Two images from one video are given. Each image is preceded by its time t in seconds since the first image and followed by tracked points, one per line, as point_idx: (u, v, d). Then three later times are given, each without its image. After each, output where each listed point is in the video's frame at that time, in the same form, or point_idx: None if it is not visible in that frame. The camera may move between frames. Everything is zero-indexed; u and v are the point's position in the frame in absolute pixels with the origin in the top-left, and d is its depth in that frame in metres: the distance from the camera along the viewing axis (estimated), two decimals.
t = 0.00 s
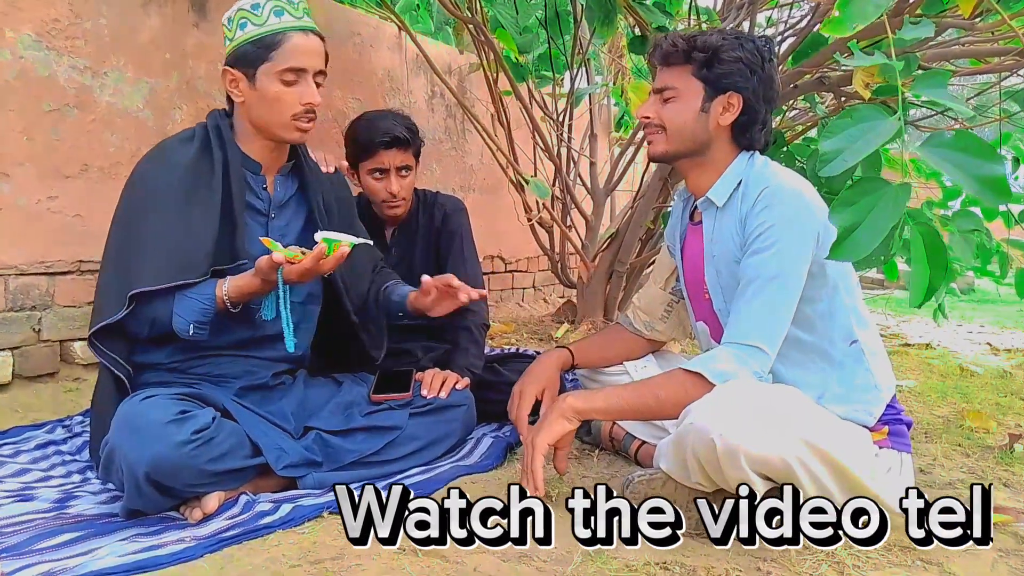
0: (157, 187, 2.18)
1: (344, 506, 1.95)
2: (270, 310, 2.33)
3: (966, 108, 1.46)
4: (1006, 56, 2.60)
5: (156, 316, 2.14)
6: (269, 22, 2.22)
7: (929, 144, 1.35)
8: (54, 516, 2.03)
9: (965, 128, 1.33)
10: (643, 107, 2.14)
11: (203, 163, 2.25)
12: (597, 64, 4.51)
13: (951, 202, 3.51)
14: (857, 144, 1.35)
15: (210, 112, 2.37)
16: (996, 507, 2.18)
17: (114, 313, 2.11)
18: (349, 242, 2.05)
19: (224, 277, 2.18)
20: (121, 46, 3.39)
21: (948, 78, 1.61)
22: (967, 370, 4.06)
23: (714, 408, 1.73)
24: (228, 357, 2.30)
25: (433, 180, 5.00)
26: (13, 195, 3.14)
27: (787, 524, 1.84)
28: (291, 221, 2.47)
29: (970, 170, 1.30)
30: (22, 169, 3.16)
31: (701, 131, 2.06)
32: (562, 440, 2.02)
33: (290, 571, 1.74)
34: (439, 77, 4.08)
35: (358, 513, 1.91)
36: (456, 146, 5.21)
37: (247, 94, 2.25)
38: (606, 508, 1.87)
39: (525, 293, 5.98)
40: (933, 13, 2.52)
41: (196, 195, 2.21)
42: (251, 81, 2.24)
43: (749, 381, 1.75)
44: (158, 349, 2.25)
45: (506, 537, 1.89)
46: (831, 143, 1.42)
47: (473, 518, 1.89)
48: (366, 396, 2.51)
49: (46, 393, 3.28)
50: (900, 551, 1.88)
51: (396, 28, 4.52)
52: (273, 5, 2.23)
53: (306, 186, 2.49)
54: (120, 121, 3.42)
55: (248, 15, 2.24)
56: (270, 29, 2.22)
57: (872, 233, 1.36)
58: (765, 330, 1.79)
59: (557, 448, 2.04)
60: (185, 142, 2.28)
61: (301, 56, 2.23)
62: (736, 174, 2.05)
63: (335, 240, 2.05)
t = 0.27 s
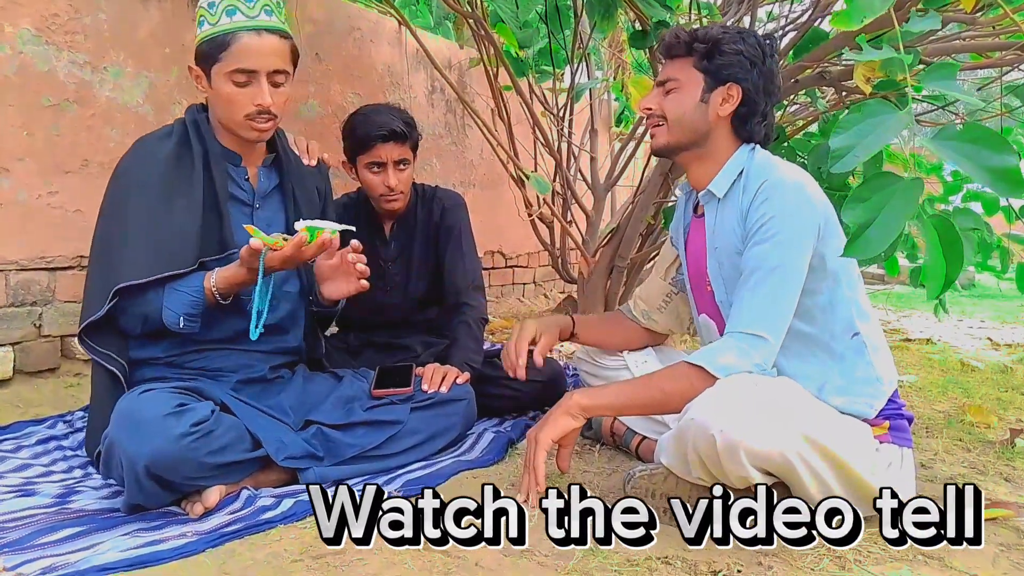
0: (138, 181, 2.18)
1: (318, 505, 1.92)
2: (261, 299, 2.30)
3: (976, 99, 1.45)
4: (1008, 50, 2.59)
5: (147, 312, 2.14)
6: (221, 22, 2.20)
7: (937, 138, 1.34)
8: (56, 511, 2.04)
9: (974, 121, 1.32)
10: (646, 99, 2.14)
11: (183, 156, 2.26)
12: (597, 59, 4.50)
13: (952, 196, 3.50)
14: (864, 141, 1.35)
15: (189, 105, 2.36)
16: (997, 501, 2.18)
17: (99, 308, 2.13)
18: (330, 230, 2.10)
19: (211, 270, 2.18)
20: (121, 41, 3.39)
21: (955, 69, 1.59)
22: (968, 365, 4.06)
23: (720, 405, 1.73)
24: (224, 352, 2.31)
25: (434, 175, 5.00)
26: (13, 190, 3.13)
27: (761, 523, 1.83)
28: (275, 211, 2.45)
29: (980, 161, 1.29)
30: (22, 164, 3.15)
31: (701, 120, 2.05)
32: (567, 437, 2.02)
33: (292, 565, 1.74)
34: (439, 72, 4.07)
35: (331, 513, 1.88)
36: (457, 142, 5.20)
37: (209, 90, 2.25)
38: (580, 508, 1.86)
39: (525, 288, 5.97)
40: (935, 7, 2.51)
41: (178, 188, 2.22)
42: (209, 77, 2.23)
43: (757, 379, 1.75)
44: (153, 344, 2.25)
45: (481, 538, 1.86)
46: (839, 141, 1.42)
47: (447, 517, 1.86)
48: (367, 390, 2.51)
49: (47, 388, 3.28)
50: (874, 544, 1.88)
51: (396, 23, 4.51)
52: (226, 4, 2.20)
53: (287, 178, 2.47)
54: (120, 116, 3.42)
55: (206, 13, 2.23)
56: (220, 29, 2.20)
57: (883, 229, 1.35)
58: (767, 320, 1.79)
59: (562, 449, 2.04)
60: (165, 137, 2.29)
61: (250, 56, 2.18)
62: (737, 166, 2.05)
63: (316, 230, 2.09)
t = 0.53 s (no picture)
0: (125, 182, 2.18)
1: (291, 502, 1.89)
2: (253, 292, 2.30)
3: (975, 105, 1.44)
4: (1007, 51, 2.60)
5: (142, 310, 2.13)
6: (194, 22, 2.16)
7: (937, 144, 1.33)
8: (52, 511, 2.03)
9: (974, 126, 1.31)
10: (640, 108, 2.15)
11: (169, 155, 2.26)
12: (595, 59, 4.49)
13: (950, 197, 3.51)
14: (864, 147, 1.34)
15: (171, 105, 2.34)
16: (995, 503, 2.18)
17: (90, 311, 2.13)
18: (318, 216, 2.06)
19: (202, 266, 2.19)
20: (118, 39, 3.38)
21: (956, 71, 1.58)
22: (965, 365, 4.07)
23: (718, 408, 1.72)
24: (221, 351, 2.30)
25: (432, 175, 5.00)
26: (9, 189, 3.12)
27: (736, 524, 1.83)
28: (263, 205, 2.45)
29: (980, 167, 1.28)
30: (19, 162, 3.14)
31: (691, 120, 2.05)
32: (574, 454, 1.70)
33: (289, 566, 1.73)
34: (437, 71, 4.06)
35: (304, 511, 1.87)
36: (455, 141, 5.20)
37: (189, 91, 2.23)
38: (555, 508, 1.80)
39: (523, 288, 5.97)
40: (934, 7, 2.51)
41: (165, 186, 2.21)
42: (188, 79, 2.20)
43: (757, 381, 1.75)
44: (149, 343, 2.24)
45: (455, 537, 1.86)
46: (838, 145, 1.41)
47: (421, 518, 1.86)
48: (364, 390, 2.51)
49: (44, 388, 3.27)
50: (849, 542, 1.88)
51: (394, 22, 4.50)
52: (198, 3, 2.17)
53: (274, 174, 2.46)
54: (117, 114, 3.41)
55: (180, 13, 2.20)
56: (193, 28, 2.16)
57: (881, 235, 1.35)
58: (794, 285, 1.70)
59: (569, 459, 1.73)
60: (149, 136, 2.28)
61: (224, 53, 2.15)
62: (733, 160, 2.05)
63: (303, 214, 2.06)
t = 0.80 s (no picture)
0: (124, 190, 2.17)
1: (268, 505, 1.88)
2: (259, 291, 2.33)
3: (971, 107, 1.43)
4: (1006, 52, 2.60)
5: (152, 316, 2.15)
6: (178, 28, 2.14)
7: (931, 145, 1.33)
8: (53, 511, 2.03)
9: (969, 128, 1.31)
10: (629, 123, 2.21)
11: (165, 161, 2.25)
12: (595, 60, 4.50)
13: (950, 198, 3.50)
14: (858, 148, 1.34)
15: (159, 109, 2.34)
16: (995, 504, 2.18)
17: (95, 323, 2.14)
18: (327, 214, 2.11)
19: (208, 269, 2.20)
20: (118, 40, 3.38)
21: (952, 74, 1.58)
22: (965, 367, 4.06)
23: (723, 414, 1.74)
24: (222, 350, 2.30)
25: (432, 175, 5.00)
26: (10, 189, 3.12)
27: (712, 523, 1.82)
28: (260, 205, 2.45)
29: (974, 169, 1.28)
30: (19, 163, 3.14)
31: (679, 128, 2.09)
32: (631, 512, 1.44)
33: (289, 566, 1.73)
34: (437, 72, 4.06)
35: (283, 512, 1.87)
36: (455, 142, 5.20)
37: (180, 96, 2.22)
38: (531, 507, 1.86)
39: (524, 289, 5.97)
40: (934, 9, 2.51)
41: (164, 192, 2.21)
42: (177, 85, 2.20)
43: (763, 390, 1.74)
44: (152, 345, 2.25)
45: (431, 538, 1.87)
46: (833, 144, 1.41)
47: (397, 517, 1.89)
48: (364, 391, 2.51)
49: (45, 388, 3.27)
50: (837, 542, 1.88)
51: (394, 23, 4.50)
52: (182, 9, 2.15)
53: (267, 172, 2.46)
54: (118, 115, 3.41)
55: (162, 21, 2.17)
56: (179, 35, 2.15)
57: (876, 235, 1.35)
58: (796, 260, 1.63)
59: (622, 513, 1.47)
60: (140, 143, 2.25)
61: (213, 57, 2.15)
62: (726, 161, 2.07)
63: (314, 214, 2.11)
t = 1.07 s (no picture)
0: (115, 191, 2.17)
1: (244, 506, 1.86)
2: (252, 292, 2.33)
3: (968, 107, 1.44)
4: (1005, 54, 2.60)
5: (146, 320, 2.16)
6: (179, 20, 2.13)
7: (927, 143, 1.33)
8: (52, 512, 2.03)
9: (965, 127, 1.31)
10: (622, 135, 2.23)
11: (155, 162, 2.25)
12: (594, 62, 4.50)
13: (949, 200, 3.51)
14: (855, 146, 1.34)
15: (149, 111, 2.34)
16: (993, 506, 2.18)
17: (88, 324, 2.14)
18: (319, 214, 2.10)
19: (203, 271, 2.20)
20: (117, 40, 3.38)
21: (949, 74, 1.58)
22: (964, 368, 4.06)
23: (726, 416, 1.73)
24: (218, 351, 2.31)
25: (431, 177, 5.00)
26: (8, 190, 3.12)
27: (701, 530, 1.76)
28: (252, 206, 2.44)
29: (969, 168, 1.29)
30: (18, 164, 3.14)
31: (669, 134, 2.10)
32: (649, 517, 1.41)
33: (287, 568, 1.74)
34: (437, 73, 4.06)
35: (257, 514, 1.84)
36: (454, 143, 5.20)
37: (176, 94, 2.20)
38: (508, 508, 1.86)
39: (523, 290, 5.98)
40: (933, 11, 2.51)
41: (156, 194, 2.22)
42: (175, 81, 2.18)
43: (759, 392, 1.74)
44: (147, 347, 2.25)
45: (409, 538, 1.87)
46: (829, 141, 1.41)
47: (374, 518, 1.86)
48: (364, 392, 2.51)
49: (44, 389, 3.27)
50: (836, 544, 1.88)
51: (394, 24, 4.50)
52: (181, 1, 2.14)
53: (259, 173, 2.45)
54: (117, 116, 3.41)
55: (160, 15, 2.15)
56: (180, 28, 2.13)
57: (871, 233, 1.35)
58: (773, 264, 1.63)
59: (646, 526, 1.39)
60: (132, 144, 2.26)
61: (216, 49, 2.15)
62: (717, 163, 2.06)
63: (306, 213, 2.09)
